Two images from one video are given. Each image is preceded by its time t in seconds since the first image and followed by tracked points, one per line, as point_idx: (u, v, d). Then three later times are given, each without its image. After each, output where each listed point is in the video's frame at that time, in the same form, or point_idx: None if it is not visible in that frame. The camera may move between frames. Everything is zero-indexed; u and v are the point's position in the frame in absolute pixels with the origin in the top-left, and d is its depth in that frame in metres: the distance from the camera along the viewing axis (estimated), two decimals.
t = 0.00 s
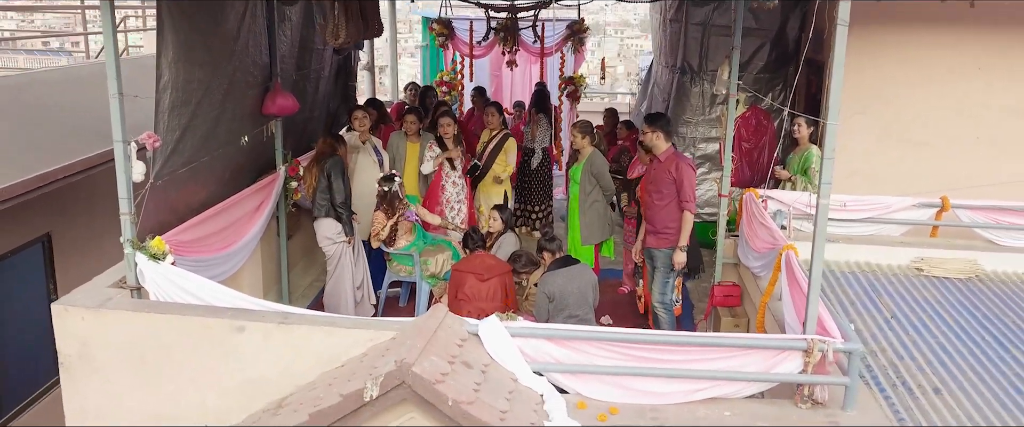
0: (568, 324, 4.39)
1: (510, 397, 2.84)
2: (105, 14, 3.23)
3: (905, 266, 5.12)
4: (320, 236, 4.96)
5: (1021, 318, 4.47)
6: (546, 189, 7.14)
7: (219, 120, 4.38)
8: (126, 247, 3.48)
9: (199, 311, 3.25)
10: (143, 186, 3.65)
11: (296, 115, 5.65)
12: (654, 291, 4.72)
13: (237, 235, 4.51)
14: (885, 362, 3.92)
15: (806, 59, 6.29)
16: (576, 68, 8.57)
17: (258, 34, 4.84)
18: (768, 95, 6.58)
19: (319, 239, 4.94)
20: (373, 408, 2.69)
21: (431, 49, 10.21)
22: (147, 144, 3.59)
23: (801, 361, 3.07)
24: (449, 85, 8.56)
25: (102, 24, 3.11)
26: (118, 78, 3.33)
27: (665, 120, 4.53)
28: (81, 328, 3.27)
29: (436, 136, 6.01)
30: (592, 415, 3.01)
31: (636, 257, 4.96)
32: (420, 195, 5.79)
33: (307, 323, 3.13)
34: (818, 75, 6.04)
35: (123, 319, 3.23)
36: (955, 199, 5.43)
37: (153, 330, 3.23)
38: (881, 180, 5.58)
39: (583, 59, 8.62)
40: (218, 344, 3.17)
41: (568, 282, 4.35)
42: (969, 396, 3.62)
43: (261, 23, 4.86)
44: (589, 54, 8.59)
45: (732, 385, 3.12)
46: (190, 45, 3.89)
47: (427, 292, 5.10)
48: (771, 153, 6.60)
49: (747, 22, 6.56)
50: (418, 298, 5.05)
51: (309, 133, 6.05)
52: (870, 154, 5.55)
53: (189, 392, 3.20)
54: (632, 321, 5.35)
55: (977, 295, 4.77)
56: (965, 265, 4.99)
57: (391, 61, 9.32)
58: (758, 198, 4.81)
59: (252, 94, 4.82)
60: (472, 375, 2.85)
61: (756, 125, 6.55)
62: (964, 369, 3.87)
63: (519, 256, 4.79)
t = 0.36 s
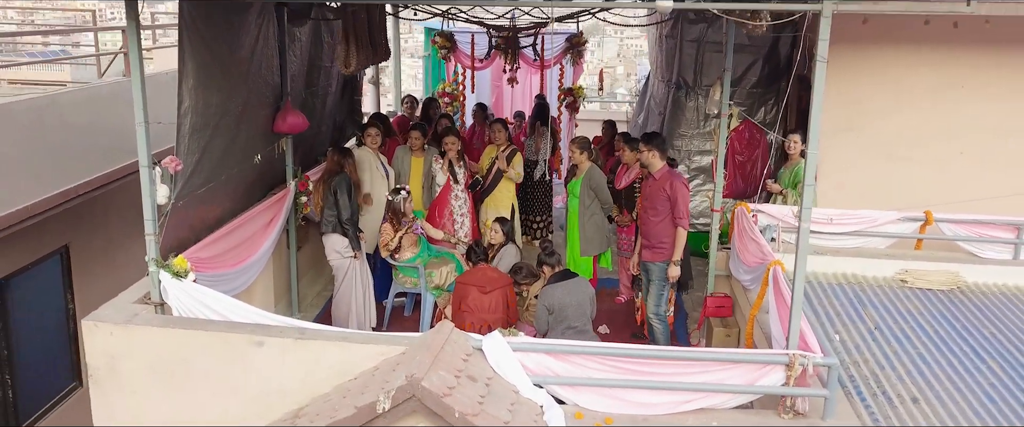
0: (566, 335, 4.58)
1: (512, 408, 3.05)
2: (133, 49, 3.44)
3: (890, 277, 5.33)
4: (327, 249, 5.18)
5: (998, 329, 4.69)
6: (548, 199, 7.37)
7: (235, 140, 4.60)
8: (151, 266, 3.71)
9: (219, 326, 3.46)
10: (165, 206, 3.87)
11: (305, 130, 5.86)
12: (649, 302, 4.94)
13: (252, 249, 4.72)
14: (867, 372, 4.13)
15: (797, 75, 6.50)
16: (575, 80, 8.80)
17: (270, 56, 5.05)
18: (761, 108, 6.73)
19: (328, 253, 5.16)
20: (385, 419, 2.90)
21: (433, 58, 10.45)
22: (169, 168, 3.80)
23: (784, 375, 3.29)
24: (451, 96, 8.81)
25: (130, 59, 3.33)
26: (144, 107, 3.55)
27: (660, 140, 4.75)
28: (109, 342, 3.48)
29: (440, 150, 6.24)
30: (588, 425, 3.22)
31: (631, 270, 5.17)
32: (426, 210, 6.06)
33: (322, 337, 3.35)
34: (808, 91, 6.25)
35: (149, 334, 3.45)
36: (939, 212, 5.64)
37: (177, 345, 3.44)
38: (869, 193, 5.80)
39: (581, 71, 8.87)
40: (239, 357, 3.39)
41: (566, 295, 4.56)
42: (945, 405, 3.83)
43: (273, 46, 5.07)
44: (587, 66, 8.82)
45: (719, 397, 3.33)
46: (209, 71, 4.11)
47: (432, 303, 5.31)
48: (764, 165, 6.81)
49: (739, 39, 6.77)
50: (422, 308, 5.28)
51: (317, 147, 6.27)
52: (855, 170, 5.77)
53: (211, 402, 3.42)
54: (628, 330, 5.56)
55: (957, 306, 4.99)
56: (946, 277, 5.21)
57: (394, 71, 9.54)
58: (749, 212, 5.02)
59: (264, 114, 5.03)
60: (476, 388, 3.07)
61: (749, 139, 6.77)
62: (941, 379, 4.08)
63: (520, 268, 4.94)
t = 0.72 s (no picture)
0: (565, 355, 4.87)
1: None
2: (162, 95, 3.69)
3: (873, 298, 5.60)
4: (341, 277, 5.50)
5: (973, 349, 4.96)
6: (547, 217, 7.64)
7: (251, 170, 4.87)
8: (177, 296, 4.00)
9: (242, 353, 3.73)
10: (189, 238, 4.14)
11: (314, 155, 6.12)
12: (642, 325, 5.17)
13: (266, 274, 4.94)
14: (847, 392, 4.37)
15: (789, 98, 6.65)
16: (574, 98, 9.04)
17: (283, 88, 5.31)
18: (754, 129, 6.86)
19: (341, 276, 5.48)
20: None
21: (435, 74, 10.70)
22: (194, 203, 4.07)
23: (764, 400, 3.57)
24: (453, 113, 9.01)
25: (160, 107, 3.58)
26: (171, 149, 3.81)
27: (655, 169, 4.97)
28: (140, 368, 3.75)
29: (444, 174, 6.54)
30: None
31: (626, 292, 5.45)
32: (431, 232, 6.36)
33: (338, 364, 3.61)
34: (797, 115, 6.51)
35: (176, 361, 3.71)
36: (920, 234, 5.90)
37: (202, 371, 3.71)
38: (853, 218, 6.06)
39: (579, 90, 9.16)
40: (260, 383, 3.65)
41: (565, 317, 4.84)
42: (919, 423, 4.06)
43: (286, 78, 5.33)
44: (585, 85, 9.10)
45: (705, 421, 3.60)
46: (228, 110, 4.37)
47: (436, 322, 5.58)
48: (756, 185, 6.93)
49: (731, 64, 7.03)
50: (427, 328, 5.54)
51: (325, 169, 6.53)
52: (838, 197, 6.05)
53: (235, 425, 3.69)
54: (624, 347, 5.83)
55: (935, 327, 5.25)
56: (925, 298, 5.47)
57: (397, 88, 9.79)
58: (739, 235, 5.28)
59: (277, 143, 5.29)
60: (480, 414, 3.33)
61: (741, 161, 6.84)
62: (917, 399, 4.32)
63: (522, 290, 5.21)
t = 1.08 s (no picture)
0: (563, 373, 5.11)
1: None
2: (184, 136, 3.94)
3: (858, 316, 5.85)
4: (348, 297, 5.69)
5: (952, 367, 5.19)
6: (546, 233, 7.87)
7: (265, 196, 5.12)
8: (198, 321, 4.26)
9: (258, 377, 3.97)
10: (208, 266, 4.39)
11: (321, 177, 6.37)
12: (637, 342, 5.40)
13: (278, 296, 5.19)
14: (830, 409, 4.58)
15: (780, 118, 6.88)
16: (572, 114, 9.28)
17: (293, 117, 5.56)
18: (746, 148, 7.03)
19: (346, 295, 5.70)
20: None
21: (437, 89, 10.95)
22: (212, 234, 4.32)
23: (748, 421, 3.81)
24: (455, 128, 9.22)
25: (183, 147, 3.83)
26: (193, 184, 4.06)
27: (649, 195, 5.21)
28: (164, 390, 4.01)
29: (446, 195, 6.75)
30: None
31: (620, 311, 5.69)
32: (432, 251, 6.58)
33: (349, 388, 3.86)
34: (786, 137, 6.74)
35: (198, 384, 3.97)
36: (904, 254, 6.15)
37: (222, 393, 3.96)
38: (843, 237, 6.24)
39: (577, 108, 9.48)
40: (276, 405, 3.90)
41: (562, 338, 5.07)
42: None
43: (296, 106, 5.58)
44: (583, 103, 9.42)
45: None
46: (244, 143, 4.62)
47: (440, 340, 5.82)
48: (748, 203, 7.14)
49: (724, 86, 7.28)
50: (431, 344, 5.79)
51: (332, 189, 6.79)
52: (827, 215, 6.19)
53: None
54: (620, 362, 6.05)
55: (916, 344, 5.50)
56: (908, 316, 5.71)
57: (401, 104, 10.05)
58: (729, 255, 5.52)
59: (287, 169, 5.54)
60: None
61: (734, 179, 7.06)
62: (896, 415, 4.53)
63: (522, 308, 5.49)
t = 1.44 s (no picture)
0: (561, 387, 5.37)
1: None
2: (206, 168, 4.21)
3: (843, 330, 6.12)
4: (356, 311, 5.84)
5: (930, 381, 5.45)
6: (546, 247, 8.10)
7: (277, 221, 5.39)
8: (216, 341, 4.52)
9: (274, 394, 4.23)
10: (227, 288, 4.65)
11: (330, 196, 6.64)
12: (630, 357, 5.61)
13: (290, 312, 5.44)
14: (812, 422, 4.83)
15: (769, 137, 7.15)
16: (570, 129, 9.52)
17: (303, 141, 5.83)
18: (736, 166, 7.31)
19: (353, 306, 5.86)
20: None
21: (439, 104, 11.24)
22: (230, 258, 4.60)
23: None
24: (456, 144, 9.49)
25: (204, 181, 4.10)
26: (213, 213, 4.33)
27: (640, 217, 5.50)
28: (185, 406, 4.30)
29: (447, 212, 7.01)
30: None
31: (616, 325, 5.94)
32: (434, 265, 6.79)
33: (359, 405, 4.11)
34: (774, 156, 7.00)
35: (217, 401, 4.24)
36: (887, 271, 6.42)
37: (240, 410, 4.23)
38: (829, 254, 6.49)
39: (576, 123, 9.72)
40: (291, 421, 4.16)
41: (559, 353, 5.35)
42: None
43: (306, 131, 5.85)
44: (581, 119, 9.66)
45: None
46: (258, 172, 4.90)
47: (442, 353, 6.08)
48: (741, 218, 7.37)
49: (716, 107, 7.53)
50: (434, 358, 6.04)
51: (338, 207, 7.06)
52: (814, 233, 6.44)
53: None
54: (615, 374, 6.29)
55: (897, 358, 5.77)
56: (890, 331, 5.97)
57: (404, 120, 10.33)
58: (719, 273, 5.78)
59: (297, 191, 5.81)
60: None
61: (726, 196, 7.29)
62: None
63: (521, 323, 5.72)
